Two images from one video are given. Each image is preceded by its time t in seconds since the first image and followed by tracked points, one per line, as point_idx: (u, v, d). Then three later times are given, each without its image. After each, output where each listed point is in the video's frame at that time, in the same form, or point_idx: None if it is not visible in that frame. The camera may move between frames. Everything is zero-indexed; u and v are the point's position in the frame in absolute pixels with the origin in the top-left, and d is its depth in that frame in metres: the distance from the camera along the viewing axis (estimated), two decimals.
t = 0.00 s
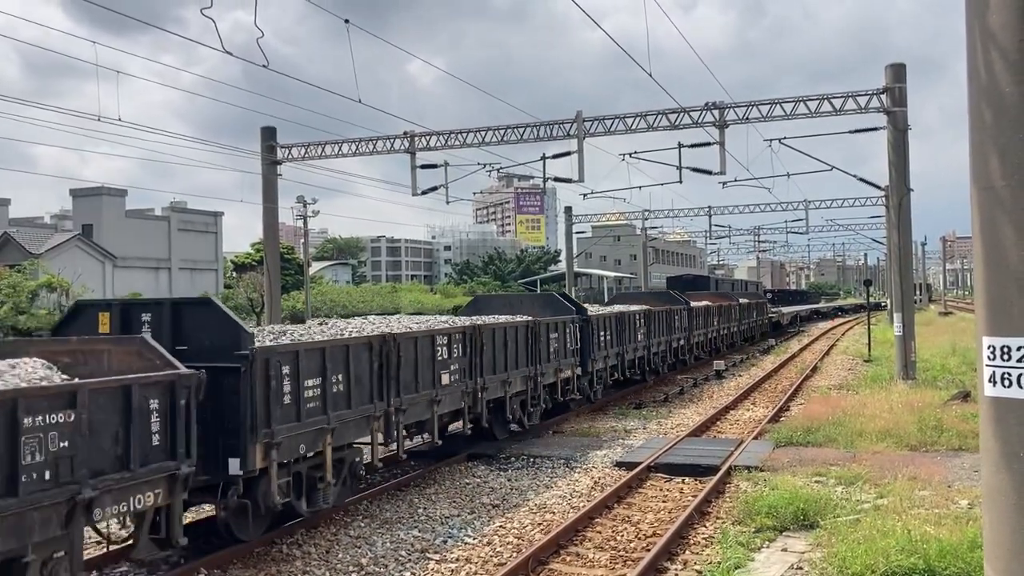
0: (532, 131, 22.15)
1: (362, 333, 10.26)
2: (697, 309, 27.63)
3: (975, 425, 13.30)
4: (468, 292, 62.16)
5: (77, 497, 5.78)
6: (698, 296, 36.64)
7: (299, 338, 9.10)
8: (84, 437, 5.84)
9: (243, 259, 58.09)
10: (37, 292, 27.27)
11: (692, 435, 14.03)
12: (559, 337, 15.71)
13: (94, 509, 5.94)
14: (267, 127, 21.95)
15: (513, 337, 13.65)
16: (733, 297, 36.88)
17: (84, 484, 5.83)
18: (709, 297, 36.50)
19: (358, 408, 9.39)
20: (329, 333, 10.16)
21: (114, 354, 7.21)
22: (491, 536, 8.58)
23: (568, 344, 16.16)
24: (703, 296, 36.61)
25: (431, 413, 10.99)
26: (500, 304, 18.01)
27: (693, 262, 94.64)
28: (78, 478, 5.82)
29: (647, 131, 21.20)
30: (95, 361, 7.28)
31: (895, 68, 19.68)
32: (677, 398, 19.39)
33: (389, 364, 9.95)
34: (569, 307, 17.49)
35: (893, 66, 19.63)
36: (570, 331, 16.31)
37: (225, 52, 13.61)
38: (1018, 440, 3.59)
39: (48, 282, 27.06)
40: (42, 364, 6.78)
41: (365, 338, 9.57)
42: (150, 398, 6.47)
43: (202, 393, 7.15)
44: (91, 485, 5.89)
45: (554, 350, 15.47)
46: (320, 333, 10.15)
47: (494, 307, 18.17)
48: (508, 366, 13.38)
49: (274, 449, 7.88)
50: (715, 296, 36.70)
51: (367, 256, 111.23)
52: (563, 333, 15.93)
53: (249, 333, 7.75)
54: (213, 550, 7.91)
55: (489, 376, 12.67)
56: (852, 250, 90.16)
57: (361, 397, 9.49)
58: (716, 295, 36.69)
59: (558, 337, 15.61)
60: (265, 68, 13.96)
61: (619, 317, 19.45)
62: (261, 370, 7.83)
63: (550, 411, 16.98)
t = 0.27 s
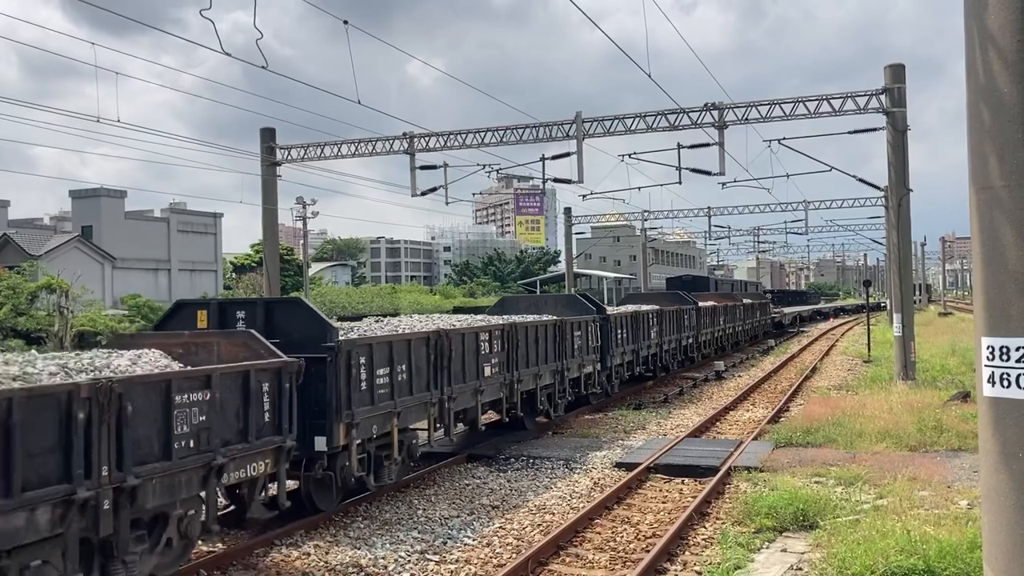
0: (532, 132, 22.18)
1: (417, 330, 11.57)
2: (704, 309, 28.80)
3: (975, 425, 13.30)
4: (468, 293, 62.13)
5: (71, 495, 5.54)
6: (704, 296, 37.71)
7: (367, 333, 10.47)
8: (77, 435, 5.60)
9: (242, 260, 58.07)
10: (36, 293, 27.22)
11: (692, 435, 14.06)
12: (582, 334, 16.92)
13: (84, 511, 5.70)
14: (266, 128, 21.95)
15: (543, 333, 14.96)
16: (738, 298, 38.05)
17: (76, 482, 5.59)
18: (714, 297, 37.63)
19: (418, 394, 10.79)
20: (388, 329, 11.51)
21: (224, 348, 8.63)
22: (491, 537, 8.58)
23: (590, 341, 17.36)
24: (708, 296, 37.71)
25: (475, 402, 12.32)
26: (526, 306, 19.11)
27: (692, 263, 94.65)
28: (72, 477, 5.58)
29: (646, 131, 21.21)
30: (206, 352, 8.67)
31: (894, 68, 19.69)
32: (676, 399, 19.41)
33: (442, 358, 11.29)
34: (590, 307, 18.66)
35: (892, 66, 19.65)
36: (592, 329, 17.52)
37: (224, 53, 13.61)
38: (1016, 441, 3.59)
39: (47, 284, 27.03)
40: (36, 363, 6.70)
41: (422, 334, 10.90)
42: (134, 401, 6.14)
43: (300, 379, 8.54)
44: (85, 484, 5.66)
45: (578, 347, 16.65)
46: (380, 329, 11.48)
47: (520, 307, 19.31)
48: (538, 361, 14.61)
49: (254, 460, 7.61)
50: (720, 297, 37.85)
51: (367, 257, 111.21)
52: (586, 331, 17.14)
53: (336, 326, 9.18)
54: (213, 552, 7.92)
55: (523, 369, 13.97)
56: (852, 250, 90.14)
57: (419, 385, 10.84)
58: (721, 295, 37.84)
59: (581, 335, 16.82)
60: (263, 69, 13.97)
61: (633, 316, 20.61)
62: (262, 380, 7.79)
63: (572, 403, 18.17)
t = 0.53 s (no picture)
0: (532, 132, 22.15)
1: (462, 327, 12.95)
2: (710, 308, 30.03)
3: (974, 425, 13.30)
4: (467, 294, 62.11)
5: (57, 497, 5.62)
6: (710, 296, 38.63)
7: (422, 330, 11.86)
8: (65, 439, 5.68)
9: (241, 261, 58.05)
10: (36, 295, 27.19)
11: (692, 436, 14.05)
12: (601, 332, 18.17)
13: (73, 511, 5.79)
14: (266, 129, 21.96)
15: (568, 331, 16.29)
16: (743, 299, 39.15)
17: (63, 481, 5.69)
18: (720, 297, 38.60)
19: (465, 384, 12.20)
20: (436, 326, 12.92)
21: (305, 339, 10.12)
22: (490, 537, 8.58)
23: (608, 338, 18.63)
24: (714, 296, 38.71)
25: (511, 392, 13.65)
26: (547, 305, 20.31)
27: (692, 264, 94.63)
28: (118, 466, 6.09)
29: (646, 132, 21.22)
30: (291, 343, 10.17)
31: (894, 69, 19.69)
32: (676, 399, 19.44)
33: (485, 353, 12.66)
34: (608, 306, 19.95)
35: (892, 66, 19.66)
36: (610, 327, 18.80)
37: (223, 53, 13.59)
38: (1016, 440, 3.59)
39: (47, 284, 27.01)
40: (27, 368, 6.65)
41: (467, 331, 12.24)
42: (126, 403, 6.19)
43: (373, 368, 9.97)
44: (129, 473, 6.18)
45: (599, 344, 17.93)
46: (428, 326, 12.82)
47: (542, 306, 20.54)
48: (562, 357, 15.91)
49: (254, 462, 7.61)
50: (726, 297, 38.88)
51: (366, 258, 111.20)
52: (605, 328, 18.42)
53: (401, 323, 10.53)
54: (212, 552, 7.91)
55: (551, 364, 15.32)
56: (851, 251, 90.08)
57: (467, 375, 12.26)
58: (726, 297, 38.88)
59: (601, 332, 18.09)
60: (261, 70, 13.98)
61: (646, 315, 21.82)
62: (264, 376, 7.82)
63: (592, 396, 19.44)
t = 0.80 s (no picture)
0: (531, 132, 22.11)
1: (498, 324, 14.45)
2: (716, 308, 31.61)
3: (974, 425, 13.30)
4: (467, 294, 62.09)
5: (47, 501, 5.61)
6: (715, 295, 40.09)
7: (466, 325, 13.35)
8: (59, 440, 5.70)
9: (241, 261, 58.05)
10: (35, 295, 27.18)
11: (691, 436, 14.05)
12: (618, 328, 19.76)
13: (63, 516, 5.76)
14: (265, 129, 21.92)
15: (589, 328, 17.85)
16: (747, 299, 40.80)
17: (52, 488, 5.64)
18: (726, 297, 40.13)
19: (503, 374, 13.71)
20: (477, 322, 14.46)
21: (368, 332, 11.83)
22: (490, 537, 8.58)
23: (624, 335, 20.22)
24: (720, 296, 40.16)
25: (542, 382, 15.22)
26: (566, 304, 21.91)
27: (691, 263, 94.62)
28: (240, 440, 7.45)
29: (645, 132, 21.20)
30: (355, 336, 11.88)
31: (893, 68, 19.68)
32: (676, 399, 19.47)
33: (520, 347, 14.16)
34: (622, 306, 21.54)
35: (891, 66, 19.65)
36: (626, 325, 20.41)
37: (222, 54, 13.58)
38: (1014, 440, 3.59)
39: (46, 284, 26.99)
40: (23, 368, 6.61)
41: (505, 327, 13.69)
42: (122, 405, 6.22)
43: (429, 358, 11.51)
44: (248, 445, 7.55)
45: (616, 340, 19.51)
46: (468, 322, 14.31)
47: (561, 305, 22.15)
48: (583, 351, 17.34)
49: (339, 438, 9.05)
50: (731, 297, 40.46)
51: (366, 258, 111.19)
52: (620, 326, 20.01)
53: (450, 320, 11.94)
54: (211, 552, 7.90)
55: (574, 358, 16.82)
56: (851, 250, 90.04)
57: (504, 367, 13.78)
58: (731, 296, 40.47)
59: (618, 329, 19.68)
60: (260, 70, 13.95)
61: (659, 314, 23.37)
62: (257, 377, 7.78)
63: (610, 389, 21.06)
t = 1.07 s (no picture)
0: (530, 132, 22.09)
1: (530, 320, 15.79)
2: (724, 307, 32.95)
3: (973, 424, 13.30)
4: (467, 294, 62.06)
5: (51, 503, 5.71)
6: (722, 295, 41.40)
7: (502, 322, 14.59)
8: (56, 441, 5.74)
9: (241, 261, 58.03)
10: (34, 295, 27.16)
11: (690, 435, 14.04)
12: (633, 325, 21.10)
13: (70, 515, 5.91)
14: (265, 129, 21.91)
15: (608, 324, 19.21)
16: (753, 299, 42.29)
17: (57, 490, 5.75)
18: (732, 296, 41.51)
19: (536, 365, 15.03)
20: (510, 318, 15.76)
21: (421, 330, 13.09)
22: (489, 537, 8.58)
23: (639, 331, 21.55)
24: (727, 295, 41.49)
25: (568, 373, 16.54)
26: (584, 303, 23.27)
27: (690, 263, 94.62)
28: (328, 418, 8.79)
29: (644, 131, 21.19)
30: (407, 331, 13.30)
31: (891, 68, 19.67)
32: (676, 399, 19.47)
33: (549, 341, 15.50)
34: (636, 304, 22.89)
35: (890, 66, 19.64)
36: (641, 322, 21.75)
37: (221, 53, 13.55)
38: (1013, 439, 3.59)
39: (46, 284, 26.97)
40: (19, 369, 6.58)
41: (536, 323, 14.92)
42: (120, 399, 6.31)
43: (474, 350, 12.71)
44: (335, 423, 8.90)
45: (632, 336, 20.82)
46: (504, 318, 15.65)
47: (579, 304, 23.50)
48: (602, 346, 18.53)
49: (403, 419, 10.38)
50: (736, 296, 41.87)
51: (366, 257, 111.16)
52: (636, 323, 21.34)
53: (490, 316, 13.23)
54: (210, 552, 7.89)
55: (596, 352, 18.15)
56: (851, 250, 90.02)
57: (537, 359, 15.10)
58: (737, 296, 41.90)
59: (633, 326, 21.00)
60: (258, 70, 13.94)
61: (670, 312, 24.70)
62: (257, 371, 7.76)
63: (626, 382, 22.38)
